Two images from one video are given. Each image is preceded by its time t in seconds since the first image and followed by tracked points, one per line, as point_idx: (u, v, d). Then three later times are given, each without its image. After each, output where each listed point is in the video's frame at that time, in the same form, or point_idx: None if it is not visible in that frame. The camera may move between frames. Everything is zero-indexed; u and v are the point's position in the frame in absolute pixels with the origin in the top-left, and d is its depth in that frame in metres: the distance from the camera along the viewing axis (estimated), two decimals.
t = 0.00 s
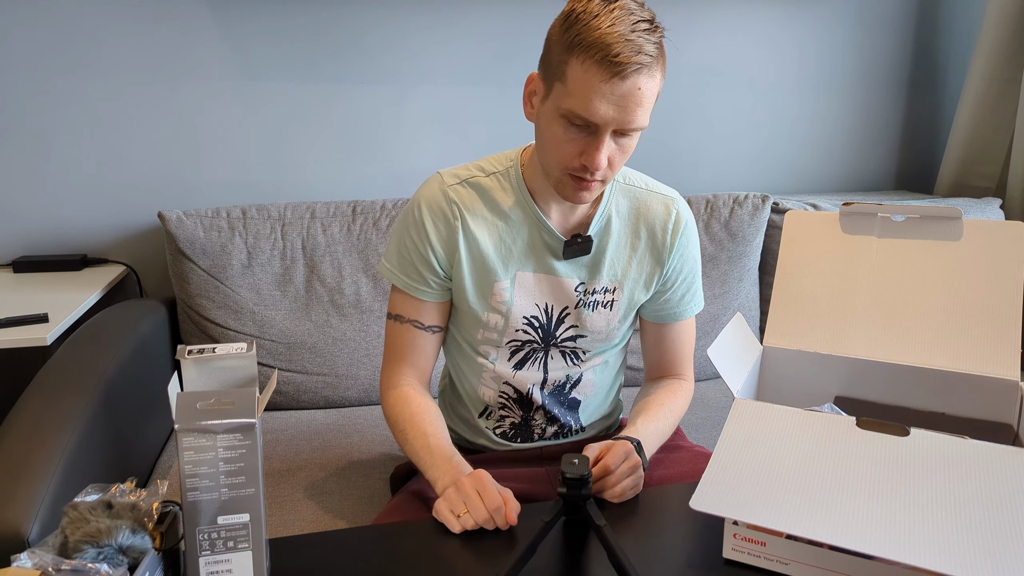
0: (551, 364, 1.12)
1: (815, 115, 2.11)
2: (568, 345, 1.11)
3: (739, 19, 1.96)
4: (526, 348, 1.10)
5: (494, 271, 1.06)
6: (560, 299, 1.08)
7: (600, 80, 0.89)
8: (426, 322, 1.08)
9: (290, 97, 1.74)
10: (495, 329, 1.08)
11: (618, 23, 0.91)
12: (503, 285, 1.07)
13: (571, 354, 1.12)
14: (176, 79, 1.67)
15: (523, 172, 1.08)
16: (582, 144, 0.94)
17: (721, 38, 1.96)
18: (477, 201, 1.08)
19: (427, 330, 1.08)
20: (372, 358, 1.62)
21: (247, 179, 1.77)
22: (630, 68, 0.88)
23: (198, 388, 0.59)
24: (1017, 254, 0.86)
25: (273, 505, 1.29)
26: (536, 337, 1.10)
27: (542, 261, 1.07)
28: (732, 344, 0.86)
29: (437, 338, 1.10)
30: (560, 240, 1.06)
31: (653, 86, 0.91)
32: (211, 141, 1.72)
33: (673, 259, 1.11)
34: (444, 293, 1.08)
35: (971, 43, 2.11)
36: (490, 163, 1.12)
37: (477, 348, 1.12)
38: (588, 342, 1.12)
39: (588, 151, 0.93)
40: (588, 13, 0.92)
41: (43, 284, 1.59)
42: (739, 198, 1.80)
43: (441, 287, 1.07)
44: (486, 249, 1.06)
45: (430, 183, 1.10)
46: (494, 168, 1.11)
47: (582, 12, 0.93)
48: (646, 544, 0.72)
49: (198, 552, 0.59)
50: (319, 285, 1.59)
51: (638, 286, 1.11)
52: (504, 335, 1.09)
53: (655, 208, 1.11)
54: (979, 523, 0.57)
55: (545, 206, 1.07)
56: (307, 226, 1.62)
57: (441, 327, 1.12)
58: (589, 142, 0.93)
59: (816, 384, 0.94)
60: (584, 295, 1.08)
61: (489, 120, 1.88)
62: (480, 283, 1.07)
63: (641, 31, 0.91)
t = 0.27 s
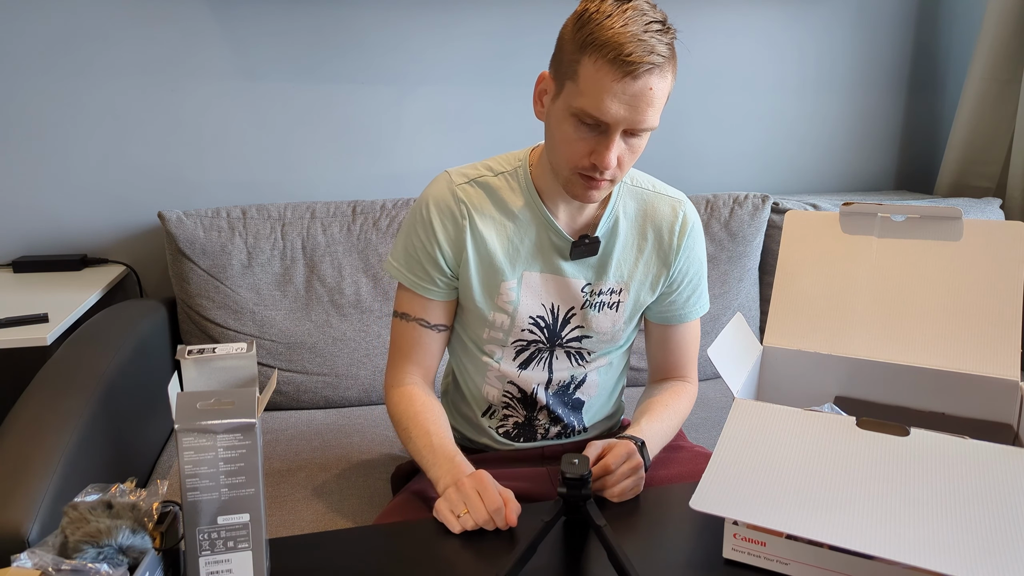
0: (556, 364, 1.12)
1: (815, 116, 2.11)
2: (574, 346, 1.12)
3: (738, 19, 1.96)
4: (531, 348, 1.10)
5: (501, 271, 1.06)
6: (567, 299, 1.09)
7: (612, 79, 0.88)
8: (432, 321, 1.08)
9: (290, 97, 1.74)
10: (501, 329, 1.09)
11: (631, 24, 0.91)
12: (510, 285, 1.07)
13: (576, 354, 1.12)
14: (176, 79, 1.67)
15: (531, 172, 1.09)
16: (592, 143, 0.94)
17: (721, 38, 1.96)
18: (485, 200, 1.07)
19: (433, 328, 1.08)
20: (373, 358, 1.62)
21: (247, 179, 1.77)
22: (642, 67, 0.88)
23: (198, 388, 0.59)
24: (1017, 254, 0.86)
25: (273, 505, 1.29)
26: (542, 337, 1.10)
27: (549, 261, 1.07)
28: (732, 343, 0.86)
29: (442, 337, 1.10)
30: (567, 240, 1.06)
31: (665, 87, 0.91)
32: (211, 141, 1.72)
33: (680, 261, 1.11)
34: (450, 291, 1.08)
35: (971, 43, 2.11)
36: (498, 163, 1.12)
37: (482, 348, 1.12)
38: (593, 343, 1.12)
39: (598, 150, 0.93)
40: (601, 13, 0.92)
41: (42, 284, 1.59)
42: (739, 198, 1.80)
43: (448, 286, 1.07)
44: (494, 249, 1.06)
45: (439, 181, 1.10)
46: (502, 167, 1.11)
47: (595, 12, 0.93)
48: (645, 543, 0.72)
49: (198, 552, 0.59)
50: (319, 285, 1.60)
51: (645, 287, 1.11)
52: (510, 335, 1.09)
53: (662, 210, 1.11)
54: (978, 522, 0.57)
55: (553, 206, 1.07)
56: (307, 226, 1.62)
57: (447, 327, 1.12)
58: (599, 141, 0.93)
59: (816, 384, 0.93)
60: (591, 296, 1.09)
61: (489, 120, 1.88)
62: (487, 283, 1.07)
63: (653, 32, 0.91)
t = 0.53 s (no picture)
0: (559, 363, 1.12)
1: (815, 116, 2.11)
2: (577, 345, 1.12)
3: (738, 19, 1.96)
4: (535, 347, 1.10)
5: (506, 269, 1.06)
6: (571, 298, 1.08)
7: (617, 77, 0.88)
8: (436, 319, 1.08)
9: (290, 98, 1.74)
10: (505, 327, 1.08)
11: (636, 23, 0.91)
12: (514, 283, 1.07)
13: (579, 353, 1.12)
14: (176, 80, 1.67)
15: (536, 171, 1.09)
16: (597, 141, 0.93)
17: (720, 38, 1.96)
18: (490, 199, 1.08)
19: (437, 327, 1.08)
20: (373, 358, 1.62)
21: (247, 179, 1.77)
22: (648, 66, 0.88)
23: (198, 388, 0.59)
24: (1017, 254, 0.86)
25: (273, 505, 1.29)
26: (546, 336, 1.10)
27: (553, 260, 1.07)
28: (733, 344, 0.86)
29: (446, 335, 1.10)
30: (571, 239, 1.06)
31: (670, 86, 0.91)
32: (211, 142, 1.72)
33: (684, 261, 1.11)
34: (455, 289, 1.08)
35: (971, 43, 2.11)
36: (503, 162, 1.12)
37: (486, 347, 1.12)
38: (597, 342, 1.12)
39: (603, 149, 0.93)
40: (607, 12, 0.93)
41: (43, 284, 1.59)
42: (739, 198, 1.80)
43: (452, 284, 1.07)
44: (498, 247, 1.06)
45: (444, 180, 1.10)
46: (508, 167, 1.11)
47: (601, 12, 0.93)
48: (645, 543, 0.72)
49: (197, 552, 0.59)
50: (319, 285, 1.60)
51: (648, 287, 1.11)
52: (513, 333, 1.09)
53: (666, 210, 1.11)
54: (978, 522, 0.57)
55: (558, 205, 1.07)
56: (307, 226, 1.62)
57: (451, 325, 1.11)
58: (604, 140, 0.93)
59: (816, 384, 0.93)
60: (595, 295, 1.08)
61: (489, 119, 1.88)
62: (492, 281, 1.07)
63: (659, 31, 0.91)
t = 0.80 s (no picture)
0: (559, 362, 1.12)
1: (815, 116, 2.11)
2: (577, 345, 1.12)
3: (738, 19, 1.96)
4: (535, 346, 1.10)
5: (506, 268, 1.06)
6: (572, 297, 1.08)
7: (620, 78, 0.89)
8: (436, 318, 1.08)
9: (290, 98, 1.74)
10: (505, 326, 1.08)
11: (640, 23, 0.91)
12: (515, 282, 1.07)
13: (579, 353, 1.12)
14: (176, 80, 1.67)
15: (537, 171, 1.09)
16: (600, 141, 0.94)
17: (720, 38, 1.96)
18: (491, 198, 1.08)
19: (437, 326, 1.08)
20: (372, 358, 1.62)
21: (247, 179, 1.77)
22: (651, 66, 0.88)
23: (198, 388, 0.59)
24: (1016, 254, 0.86)
25: (273, 505, 1.29)
26: (546, 335, 1.10)
27: (554, 259, 1.07)
28: (733, 344, 0.86)
29: (447, 334, 1.10)
30: (572, 238, 1.06)
31: (673, 86, 0.91)
32: (211, 141, 1.72)
33: (684, 260, 1.11)
34: (456, 288, 1.08)
35: (971, 43, 2.11)
36: (504, 162, 1.12)
37: (486, 346, 1.11)
38: (597, 342, 1.12)
39: (606, 148, 0.93)
40: (610, 12, 0.93)
41: (43, 284, 1.59)
42: (739, 198, 1.80)
43: (453, 283, 1.07)
44: (499, 246, 1.06)
45: (445, 179, 1.10)
46: (509, 166, 1.11)
47: (604, 12, 0.93)
48: (645, 543, 0.72)
49: (197, 551, 0.59)
50: (319, 285, 1.60)
51: (648, 287, 1.11)
52: (514, 332, 1.09)
53: (666, 209, 1.11)
54: (979, 522, 0.57)
55: (558, 204, 1.07)
56: (307, 226, 1.62)
57: (451, 324, 1.11)
58: (607, 140, 0.93)
59: (816, 384, 0.94)
60: (595, 294, 1.08)
61: (489, 119, 1.88)
62: (492, 280, 1.07)
63: (662, 31, 0.91)
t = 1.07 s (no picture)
0: (558, 361, 1.12)
1: (815, 116, 2.11)
2: (576, 343, 1.12)
3: (738, 19, 1.96)
4: (534, 345, 1.10)
5: (504, 267, 1.06)
6: (570, 296, 1.08)
7: (606, 75, 0.89)
8: (435, 318, 1.08)
9: (290, 98, 1.74)
10: (504, 326, 1.09)
11: (626, 20, 0.91)
12: (513, 281, 1.07)
13: (578, 352, 1.12)
14: (176, 80, 1.67)
15: (534, 170, 1.09)
16: (589, 138, 0.94)
17: (721, 38, 1.96)
18: (488, 197, 1.08)
19: (437, 326, 1.08)
20: (372, 358, 1.62)
21: (247, 179, 1.77)
22: (637, 63, 0.88)
23: (198, 388, 0.59)
24: (1016, 253, 0.86)
25: (274, 505, 1.29)
26: (545, 334, 1.10)
27: (552, 258, 1.07)
28: (733, 344, 0.86)
29: (446, 334, 1.10)
30: (570, 237, 1.06)
31: (661, 82, 0.91)
32: (211, 142, 1.72)
33: (682, 258, 1.11)
34: (455, 288, 1.08)
35: (971, 43, 2.11)
36: (501, 161, 1.12)
37: (485, 346, 1.12)
38: (596, 340, 1.12)
39: (595, 146, 0.93)
40: (597, 10, 0.93)
41: (43, 284, 1.59)
42: (739, 198, 1.80)
43: (451, 283, 1.07)
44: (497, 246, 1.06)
45: (442, 180, 1.10)
46: (506, 165, 1.11)
47: (591, 9, 0.93)
48: (645, 543, 0.72)
49: (197, 551, 0.59)
50: (319, 285, 1.60)
51: (646, 285, 1.11)
52: (513, 331, 1.09)
53: (664, 208, 1.11)
54: (979, 523, 0.57)
55: (555, 202, 1.07)
56: (307, 226, 1.62)
57: (450, 324, 1.12)
58: (596, 137, 0.93)
59: (816, 384, 0.94)
60: (593, 292, 1.08)
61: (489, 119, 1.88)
62: (491, 280, 1.07)
63: (649, 28, 0.91)
